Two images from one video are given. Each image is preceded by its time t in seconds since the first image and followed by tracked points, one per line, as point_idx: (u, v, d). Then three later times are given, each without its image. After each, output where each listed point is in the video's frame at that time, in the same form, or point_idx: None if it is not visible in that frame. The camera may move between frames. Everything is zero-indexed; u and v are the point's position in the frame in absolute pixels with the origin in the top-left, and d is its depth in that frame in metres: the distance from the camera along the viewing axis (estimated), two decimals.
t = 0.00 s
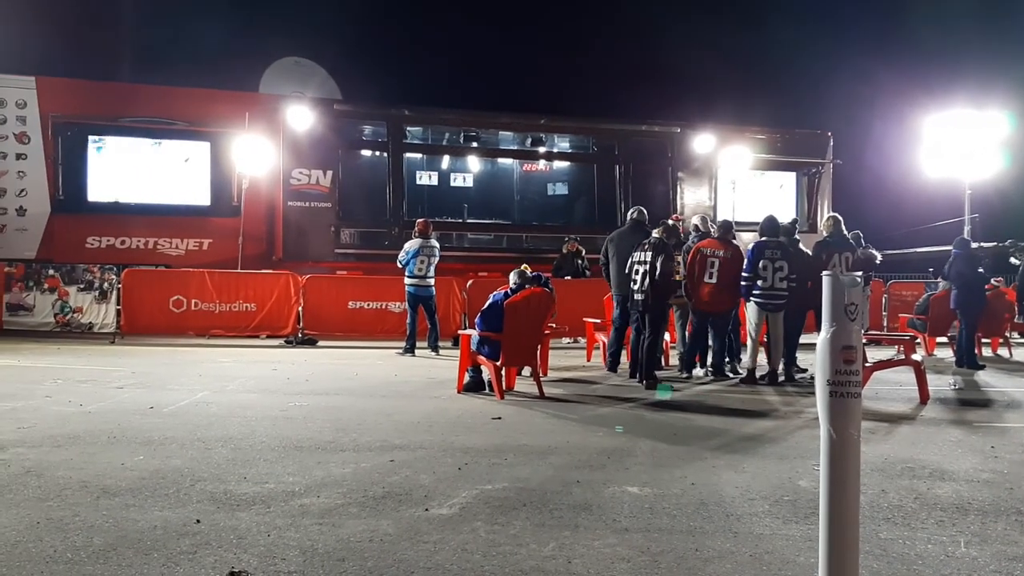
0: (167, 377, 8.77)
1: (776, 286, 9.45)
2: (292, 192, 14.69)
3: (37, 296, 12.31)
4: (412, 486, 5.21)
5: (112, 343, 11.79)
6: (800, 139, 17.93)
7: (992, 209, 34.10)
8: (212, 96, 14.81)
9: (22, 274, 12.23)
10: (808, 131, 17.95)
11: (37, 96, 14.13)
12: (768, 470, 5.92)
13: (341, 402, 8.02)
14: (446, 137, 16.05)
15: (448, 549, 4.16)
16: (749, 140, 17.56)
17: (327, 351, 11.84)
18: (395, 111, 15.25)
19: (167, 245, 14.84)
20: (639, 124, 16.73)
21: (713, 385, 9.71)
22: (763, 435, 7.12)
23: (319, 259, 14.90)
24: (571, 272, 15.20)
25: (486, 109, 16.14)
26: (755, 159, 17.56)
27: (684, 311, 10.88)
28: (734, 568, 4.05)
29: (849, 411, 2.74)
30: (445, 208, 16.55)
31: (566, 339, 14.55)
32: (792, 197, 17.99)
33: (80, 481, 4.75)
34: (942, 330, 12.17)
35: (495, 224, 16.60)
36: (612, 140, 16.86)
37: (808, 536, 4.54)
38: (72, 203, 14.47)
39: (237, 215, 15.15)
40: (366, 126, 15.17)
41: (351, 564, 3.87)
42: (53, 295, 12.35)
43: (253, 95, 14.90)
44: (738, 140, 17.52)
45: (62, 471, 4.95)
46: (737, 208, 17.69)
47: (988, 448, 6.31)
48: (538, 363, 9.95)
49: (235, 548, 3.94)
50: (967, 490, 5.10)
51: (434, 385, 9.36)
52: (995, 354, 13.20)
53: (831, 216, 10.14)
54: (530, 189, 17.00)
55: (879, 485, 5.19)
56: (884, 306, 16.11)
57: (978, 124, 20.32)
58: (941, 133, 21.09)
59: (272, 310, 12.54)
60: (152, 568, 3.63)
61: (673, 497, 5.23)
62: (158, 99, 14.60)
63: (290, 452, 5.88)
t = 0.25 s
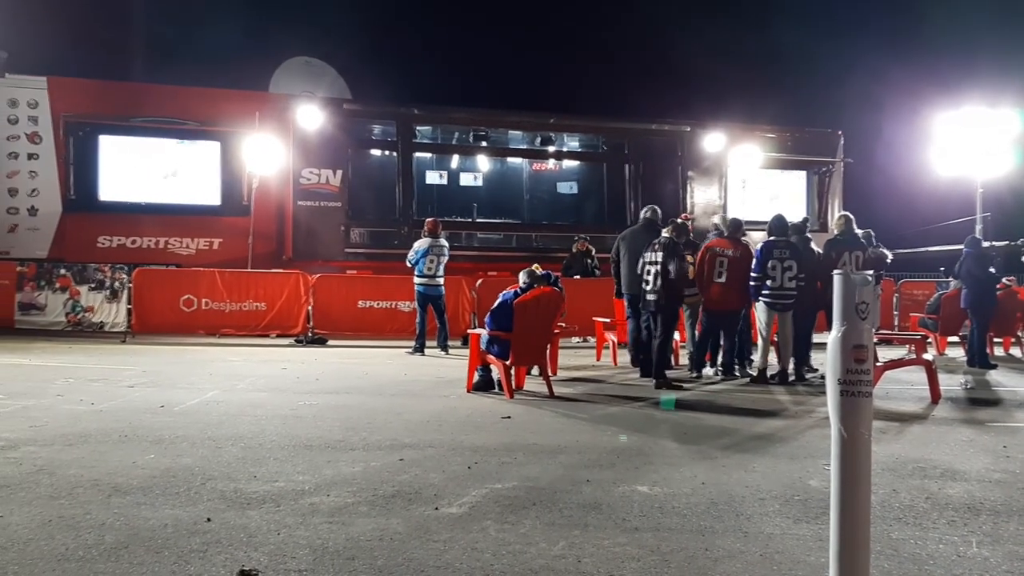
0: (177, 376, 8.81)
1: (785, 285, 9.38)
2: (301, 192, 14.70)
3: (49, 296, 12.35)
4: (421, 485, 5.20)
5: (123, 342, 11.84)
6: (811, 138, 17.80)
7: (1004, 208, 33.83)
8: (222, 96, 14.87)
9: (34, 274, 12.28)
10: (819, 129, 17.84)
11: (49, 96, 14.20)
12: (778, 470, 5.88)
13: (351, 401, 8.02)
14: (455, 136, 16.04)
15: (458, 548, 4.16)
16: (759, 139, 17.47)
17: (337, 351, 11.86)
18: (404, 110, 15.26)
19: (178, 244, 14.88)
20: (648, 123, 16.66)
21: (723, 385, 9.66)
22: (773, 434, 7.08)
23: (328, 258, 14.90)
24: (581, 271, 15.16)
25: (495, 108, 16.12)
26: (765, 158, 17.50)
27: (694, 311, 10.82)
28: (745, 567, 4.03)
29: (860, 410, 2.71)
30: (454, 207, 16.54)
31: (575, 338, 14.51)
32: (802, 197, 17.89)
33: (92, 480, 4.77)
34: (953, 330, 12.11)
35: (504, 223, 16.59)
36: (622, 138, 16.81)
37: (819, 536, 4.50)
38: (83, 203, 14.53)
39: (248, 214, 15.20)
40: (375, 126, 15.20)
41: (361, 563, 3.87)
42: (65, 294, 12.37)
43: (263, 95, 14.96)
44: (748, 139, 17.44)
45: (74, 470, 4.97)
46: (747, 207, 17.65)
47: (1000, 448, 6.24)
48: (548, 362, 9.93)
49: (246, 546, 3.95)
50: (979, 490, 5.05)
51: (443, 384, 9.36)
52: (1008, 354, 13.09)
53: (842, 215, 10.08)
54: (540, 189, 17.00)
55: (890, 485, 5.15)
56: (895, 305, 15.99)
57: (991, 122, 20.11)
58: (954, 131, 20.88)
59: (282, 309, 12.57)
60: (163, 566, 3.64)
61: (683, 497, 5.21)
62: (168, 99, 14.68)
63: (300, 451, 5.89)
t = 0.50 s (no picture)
0: (188, 376, 8.84)
1: (794, 286, 9.30)
2: (311, 192, 14.75)
3: (60, 296, 12.41)
4: (431, 485, 5.20)
5: (134, 341, 11.91)
6: (820, 138, 17.82)
7: (1016, 208, 33.64)
8: (232, 96, 14.91)
9: (45, 274, 12.34)
10: (829, 129, 17.80)
11: (60, 97, 14.25)
12: (788, 470, 5.85)
13: (361, 401, 8.03)
14: (464, 136, 16.06)
15: (467, 548, 4.15)
16: (769, 138, 17.43)
17: (346, 351, 11.88)
18: (414, 110, 15.30)
19: (189, 244, 14.96)
20: (657, 122, 16.65)
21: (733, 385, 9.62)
22: (783, 434, 7.05)
23: (338, 258, 14.94)
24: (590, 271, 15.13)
25: (504, 109, 16.16)
26: (776, 158, 17.45)
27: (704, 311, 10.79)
28: (755, 568, 4.00)
29: (871, 411, 2.70)
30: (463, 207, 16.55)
31: (585, 338, 14.49)
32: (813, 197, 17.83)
33: (103, 479, 4.78)
34: (964, 330, 12.01)
35: (513, 223, 16.59)
36: (631, 138, 16.79)
37: (829, 536, 4.48)
38: (94, 203, 14.61)
39: (258, 214, 15.24)
40: (385, 126, 15.25)
41: (370, 562, 3.87)
42: (76, 294, 12.45)
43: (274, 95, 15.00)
44: (759, 139, 17.38)
45: (85, 469, 5.00)
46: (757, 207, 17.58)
47: (1012, 449, 6.19)
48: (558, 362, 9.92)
49: (256, 545, 3.96)
50: (990, 491, 5.01)
51: (452, 384, 9.36)
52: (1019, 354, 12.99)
53: (852, 215, 10.02)
54: (550, 189, 16.94)
55: (901, 485, 5.11)
56: (906, 305, 15.90)
57: (1002, 122, 19.96)
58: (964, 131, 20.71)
59: (292, 309, 12.60)
60: (173, 565, 3.65)
61: (693, 497, 5.19)
62: (178, 99, 14.72)
63: (310, 450, 5.90)
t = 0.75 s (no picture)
0: (197, 377, 8.85)
1: (803, 286, 9.25)
2: (320, 192, 14.76)
3: (69, 297, 12.46)
4: (439, 486, 5.17)
5: (144, 342, 11.94)
6: (831, 136, 17.64)
7: None
8: (242, 96, 14.93)
9: (54, 275, 12.40)
10: (839, 127, 17.62)
11: (70, 98, 14.33)
12: (799, 472, 5.79)
13: (369, 401, 8.01)
14: (473, 136, 16.03)
15: (475, 549, 4.12)
16: (780, 137, 17.27)
17: (355, 351, 11.88)
18: (422, 110, 15.29)
19: (197, 245, 15.01)
20: (667, 122, 16.58)
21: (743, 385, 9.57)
22: (793, 435, 6.98)
23: (346, 259, 14.91)
24: (599, 271, 15.06)
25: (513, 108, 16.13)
26: (786, 158, 17.33)
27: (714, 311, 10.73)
28: (766, 570, 3.95)
29: (882, 411, 2.65)
30: (472, 207, 16.52)
31: (594, 338, 14.43)
32: (820, 196, 17.85)
33: (112, 480, 4.77)
34: (977, 331, 11.88)
35: (522, 223, 16.55)
36: (640, 138, 16.72)
37: (840, 538, 4.43)
38: (104, 204, 14.64)
39: (266, 215, 15.21)
40: (393, 126, 15.28)
41: (378, 563, 3.84)
42: (85, 295, 12.49)
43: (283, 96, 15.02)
44: (769, 138, 17.21)
45: (94, 469, 4.99)
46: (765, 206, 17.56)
47: None
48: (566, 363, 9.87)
49: (264, 547, 3.94)
50: (1003, 493, 4.94)
51: (461, 385, 9.33)
52: None
53: (864, 215, 9.94)
54: (558, 188, 16.96)
55: (913, 487, 5.04)
56: (917, 305, 15.75)
57: (1014, 124, 19.79)
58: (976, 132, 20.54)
59: (301, 310, 12.60)
60: (182, 566, 3.63)
61: (703, 498, 5.14)
62: (187, 100, 14.78)
63: (318, 451, 5.88)
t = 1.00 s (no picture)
0: (206, 378, 8.89)
1: (810, 287, 9.23)
2: (328, 194, 14.82)
3: (80, 299, 12.53)
4: (447, 487, 5.19)
5: (153, 343, 12.00)
6: (837, 138, 17.67)
7: None
8: (251, 99, 15.02)
9: (65, 277, 12.47)
10: (847, 129, 17.64)
11: (80, 102, 14.43)
12: (806, 473, 5.79)
13: (378, 403, 8.04)
14: (480, 138, 16.09)
15: (484, 549, 4.14)
16: (786, 139, 17.32)
17: (363, 353, 11.92)
18: (430, 113, 15.37)
19: (206, 246, 15.10)
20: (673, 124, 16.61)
21: (750, 386, 9.56)
22: (800, 437, 6.98)
23: (355, 260, 14.99)
24: (607, 273, 15.07)
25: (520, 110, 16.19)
26: (793, 159, 17.33)
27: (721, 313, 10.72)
28: (772, 571, 3.96)
29: (890, 412, 2.66)
30: (479, 210, 16.57)
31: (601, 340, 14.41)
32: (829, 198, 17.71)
33: (122, 481, 4.81)
34: (983, 332, 11.85)
35: (529, 225, 16.58)
36: (647, 140, 16.74)
37: (847, 539, 4.43)
38: (113, 206, 14.70)
39: (275, 216, 15.30)
40: (401, 129, 15.26)
41: (387, 564, 3.86)
42: (95, 297, 12.52)
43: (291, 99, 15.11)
44: (775, 140, 17.28)
45: (105, 470, 5.03)
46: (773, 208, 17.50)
47: None
48: (574, 364, 9.89)
49: (274, 547, 3.96)
50: (1010, 494, 4.93)
51: (469, 386, 9.35)
52: None
53: (871, 216, 9.91)
54: (565, 190, 16.95)
55: (920, 488, 5.03)
56: (924, 306, 15.71)
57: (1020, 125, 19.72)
58: (983, 134, 20.49)
59: (309, 311, 12.64)
60: (192, 566, 3.65)
61: (710, 499, 5.14)
62: (197, 102, 14.84)
63: (327, 452, 5.91)
